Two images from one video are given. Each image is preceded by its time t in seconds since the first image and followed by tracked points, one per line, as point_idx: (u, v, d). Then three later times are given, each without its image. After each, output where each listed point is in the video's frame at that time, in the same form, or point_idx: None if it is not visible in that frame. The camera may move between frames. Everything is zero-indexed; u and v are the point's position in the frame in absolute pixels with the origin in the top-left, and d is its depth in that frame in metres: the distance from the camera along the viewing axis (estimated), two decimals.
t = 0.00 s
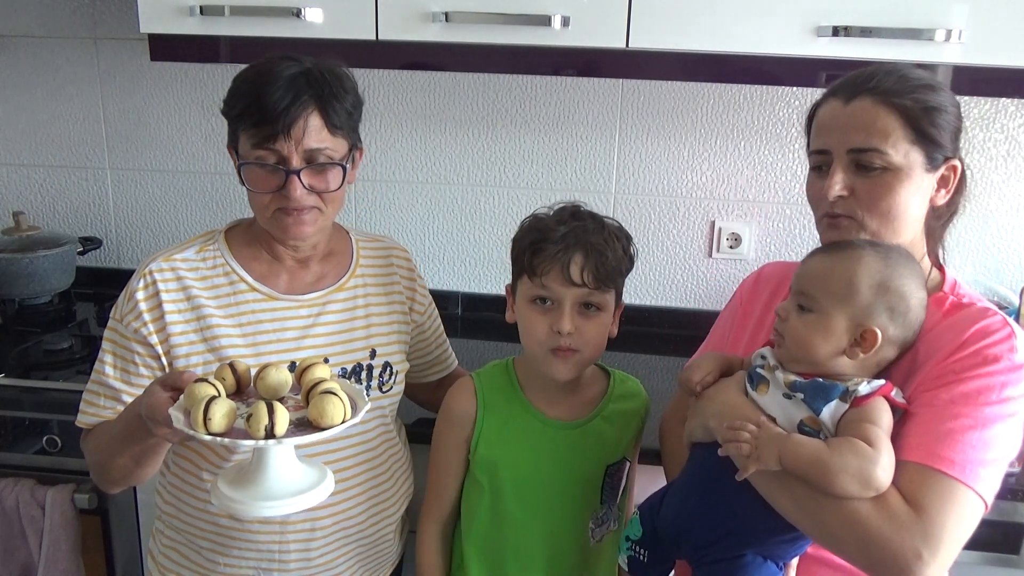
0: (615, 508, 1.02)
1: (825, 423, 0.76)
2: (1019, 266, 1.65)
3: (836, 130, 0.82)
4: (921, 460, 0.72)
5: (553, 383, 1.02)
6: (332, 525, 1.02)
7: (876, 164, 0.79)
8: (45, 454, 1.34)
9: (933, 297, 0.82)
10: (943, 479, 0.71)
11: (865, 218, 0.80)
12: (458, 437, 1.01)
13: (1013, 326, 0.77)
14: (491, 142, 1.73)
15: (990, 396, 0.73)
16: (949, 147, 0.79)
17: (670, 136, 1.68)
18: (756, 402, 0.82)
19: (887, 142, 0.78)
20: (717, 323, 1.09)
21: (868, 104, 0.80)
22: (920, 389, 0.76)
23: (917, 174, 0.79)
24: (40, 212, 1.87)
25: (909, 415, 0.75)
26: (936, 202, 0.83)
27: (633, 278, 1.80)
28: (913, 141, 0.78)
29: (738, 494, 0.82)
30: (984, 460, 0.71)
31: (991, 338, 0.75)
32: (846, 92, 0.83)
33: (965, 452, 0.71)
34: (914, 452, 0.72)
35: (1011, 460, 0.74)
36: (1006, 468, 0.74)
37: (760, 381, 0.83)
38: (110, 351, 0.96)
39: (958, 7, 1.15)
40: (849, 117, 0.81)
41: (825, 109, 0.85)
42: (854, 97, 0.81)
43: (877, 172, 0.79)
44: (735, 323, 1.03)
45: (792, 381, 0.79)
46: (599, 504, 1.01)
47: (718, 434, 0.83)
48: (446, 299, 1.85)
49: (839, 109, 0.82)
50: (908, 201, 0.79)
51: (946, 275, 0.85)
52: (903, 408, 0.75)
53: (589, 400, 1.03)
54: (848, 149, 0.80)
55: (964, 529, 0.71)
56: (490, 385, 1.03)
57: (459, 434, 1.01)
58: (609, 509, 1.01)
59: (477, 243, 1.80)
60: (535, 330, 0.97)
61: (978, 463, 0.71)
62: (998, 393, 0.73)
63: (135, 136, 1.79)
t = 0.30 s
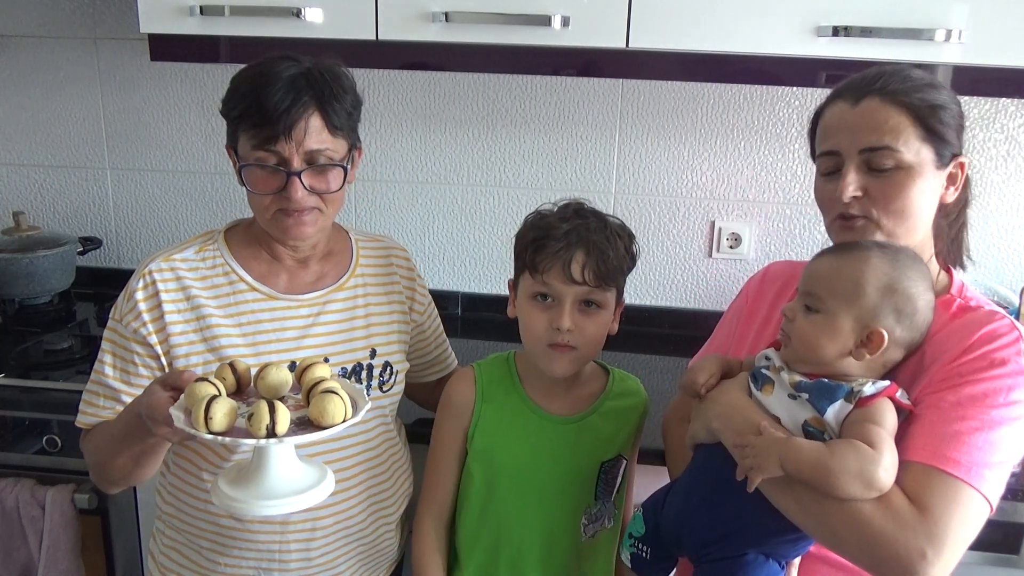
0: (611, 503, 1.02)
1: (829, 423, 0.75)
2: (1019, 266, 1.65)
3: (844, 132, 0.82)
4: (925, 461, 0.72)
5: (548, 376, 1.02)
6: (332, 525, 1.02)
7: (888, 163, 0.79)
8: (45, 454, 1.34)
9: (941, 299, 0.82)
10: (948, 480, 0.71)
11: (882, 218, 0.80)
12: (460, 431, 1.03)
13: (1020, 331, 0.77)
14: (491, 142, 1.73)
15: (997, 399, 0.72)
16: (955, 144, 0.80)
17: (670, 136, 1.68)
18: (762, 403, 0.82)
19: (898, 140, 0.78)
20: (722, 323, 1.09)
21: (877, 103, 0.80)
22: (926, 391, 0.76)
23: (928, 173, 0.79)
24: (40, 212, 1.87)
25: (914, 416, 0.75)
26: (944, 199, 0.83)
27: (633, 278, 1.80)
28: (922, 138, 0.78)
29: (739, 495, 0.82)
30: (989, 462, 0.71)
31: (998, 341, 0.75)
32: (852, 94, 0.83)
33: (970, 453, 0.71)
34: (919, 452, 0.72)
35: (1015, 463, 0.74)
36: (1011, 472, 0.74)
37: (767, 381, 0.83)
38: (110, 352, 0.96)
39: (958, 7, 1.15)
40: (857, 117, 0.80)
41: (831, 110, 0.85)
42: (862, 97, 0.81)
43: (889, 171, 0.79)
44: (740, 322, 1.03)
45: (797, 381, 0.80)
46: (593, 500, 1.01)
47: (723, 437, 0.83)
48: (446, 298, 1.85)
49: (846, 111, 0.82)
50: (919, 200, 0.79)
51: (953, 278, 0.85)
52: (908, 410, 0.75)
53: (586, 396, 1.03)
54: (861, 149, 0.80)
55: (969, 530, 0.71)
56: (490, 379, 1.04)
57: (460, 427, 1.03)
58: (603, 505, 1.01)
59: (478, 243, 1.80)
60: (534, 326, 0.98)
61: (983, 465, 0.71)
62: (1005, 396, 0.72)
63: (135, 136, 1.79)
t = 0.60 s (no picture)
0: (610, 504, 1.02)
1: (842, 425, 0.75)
2: (1019, 265, 1.65)
3: (849, 131, 0.82)
4: (932, 461, 0.71)
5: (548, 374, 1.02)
6: (334, 525, 1.01)
7: (897, 158, 0.79)
8: (45, 454, 1.34)
9: (943, 298, 0.82)
10: (955, 480, 0.70)
11: (899, 214, 0.80)
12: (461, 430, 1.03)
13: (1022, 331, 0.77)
14: (491, 142, 1.73)
15: (1001, 399, 0.72)
16: (953, 141, 0.80)
17: (670, 136, 1.69)
18: (767, 404, 0.82)
19: (908, 134, 0.78)
20: (723, 323, 1.09)
21: (882, 100, 0.80)
22: (930, 392, 0.76)
23: (935, 168, 0.79)
24: (40, 212, 1.87)
25: (920, 417, 0.75)
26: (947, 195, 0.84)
27: (633, 278, 1.80)
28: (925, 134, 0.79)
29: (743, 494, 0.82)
30: (995, 462, 0.71)
31: (1000, 341, 0.75)
32: (853, 94, 0.84)
33: (977, 453, 0.70)
34: (926, 453, 0.72)
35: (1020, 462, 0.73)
36: (1016, 471, 0.74)
37: (773, 383, 0.83)
38: (111, 352, 0.96)
39: (958, 7, 1.15)
40: (863, 115, 0.81)
41: (832, 111, 0.85)
42: (866, 96, 0.82)
43: (899, 167, 0.79)
44: (742, 322, 1.03)
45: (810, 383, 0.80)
46: (592, 500, 1.01)
47: (728, 439, 0.83)
48: (446, 299, 1.85)
49: (851, 110, 0.82)
50: (929, 195, 0.79)
51: (956, 278, 0.85)
52: (918, 411, 0.75)
53: (585, 397, 1.03)
54: (870, 146, 0.80)
55: (977, 530, 0.70)
56: (490, 378, 1.04)
57: (460, 426, 1.03)
58: (601, 507, 1.01)
59: (478, 242, 1.80)
60: (533, 324, 0.98)
61: (989, 465, 0.71)
62: (1009, 395, 0.72)
63: (135, 136, 1.79)
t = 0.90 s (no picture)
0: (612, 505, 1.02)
1: (836, 424, 0.75)
2: (1019, 265, 1.65)
3: (846, 129, 0.82)
4: (934, 461, 0.71)
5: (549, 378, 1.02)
6: (334, 525, 1.01)
7: (894, 157, 0.79)
8: (45, 454, 1.34)
9: (941, 296, 0.82)
10: (956, 480, 0.70)
11: (895, 212, 0.79)
12: (462, 431, 1.03)
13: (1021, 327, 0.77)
14: (491, 142, 1.73)
15: (1001, 397, 0.72)
16: (951, 141, 0.81)
17: (670, 136, 1.69)
18: (763, 408, 0.82)
19: (905, 133, 0.79)
20: (721, 324, 1.09)
21: (880, 99, 0.81)
22: (929, 391, 0.76)
23: (932, 167, 0.79)
24: (40, 212, 1.87)
25: (919, 416, 0.75)
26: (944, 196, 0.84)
27: (634, 278, 1.80)
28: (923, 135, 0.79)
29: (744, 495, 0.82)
30: (996, 460, 0.71)
31: (1000, 339, 0.75)
32: (852, 92, 0.84)
33: (978, 452, 0.71)
34: (927, 453, 0.72)
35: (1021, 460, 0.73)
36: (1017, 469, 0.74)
37: (770, 387, 0.83)
38: (112, 353, 0.96)
39: (958, 7, 1.15)
40: (861, 113, 0.81)
41: (831, 109, 0.85)
42: (863, 95, 0.82)
43: (896, 166, 0.79)
44: (740, 322, 1.03)
45: (803, 385, 0.80)
46: (593, 500, 1.01)
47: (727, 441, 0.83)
48: (447, 299, 1.85)
49: (849, 108, 0.82)
50: (925, 195, 0.79)
51: (953, 277, 0.85)
52: (914, 408, 0.75)
53: (585, 397, 1.03)
54: (867, 144, 0.80)
55: (979, 530, 0.70)
56: (490, 379, 1.04)
57: (461, 426, 1.03)
58: (603, 506, 1.01)
59: (478, 243, 1.80)
60: (531, 322, 0.98)
61: (990, 463, 0.71)
62: (1009, 393, 0.72)
63: (135, 136, 1.79)
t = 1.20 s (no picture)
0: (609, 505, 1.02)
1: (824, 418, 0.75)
2: (1019, 265, 1.65)
3: (828, 128, 0.82)
4: (920, 455, 0.71)
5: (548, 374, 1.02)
6: (333, 525, 1.01)
7: (866, 158, 0.79)
8: (45, 454, 1.34)
9: (932, 290, 0.81)
10: (942, 475, 0.70)
11: (862, 215, 0.80)
12: (461, 430, 1.03)
13: (1011, 320, 0.76)
14: (491, 142, 1.73)
15: (990, 390, 0.72)
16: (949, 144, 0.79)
17: (670, 136, 1.68)
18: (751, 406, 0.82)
19: (878, 134, 0.78)
20: (718, 323, 1.09)
21: (860, 99, 0.80)
22: (918, 386, 0.76)
23: (908, 169, 0.78)
24: (40, 212, 1.87)
25: (907, 410, 0.75)
26: (932, 199, 0.82)
27: (633, 277, 1.80)
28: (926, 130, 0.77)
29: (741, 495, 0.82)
30: (984, 455, 0.71)
31: (989, 331, 0.75)
32: (839, 89, 0.83)
33: (964, 447, 0.70)
34: (913, 448, 0.72)
35: (1011, 454, 0.73)
36: (1006, 464, 0.73)
37: (755, 387, 0.83)
38: (111, 353, 0.96)
39: (958, 8, 1.15)
40: (840, 113, 0.81)
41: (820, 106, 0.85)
42: (848, 93, 0.81)
43: (868, 167, 0.79)
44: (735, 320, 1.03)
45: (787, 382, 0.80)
46: (591, 500, 1.01)
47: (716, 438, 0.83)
48: (447, 299, 1.85)
49: (833, 105, 0.82)
50: (899, 198, 0.78)
51: (945, 272, 0.84)
52: (901, 401, 0.75)
53: (583, 396, 1.03)
54: (841, 144, 0.80)
55: (966, 525, 0.70)
56: (488, 378, 1.04)
57: (458, 426, 1.03)
58: (601, 507, 1.01)
59: (478, 243, 1.80)
60: (528, 321, 0.97)
61: (977, 458, 0.71)
62: (998, 387, 0.72)
63: (135, 136, 1.79)
